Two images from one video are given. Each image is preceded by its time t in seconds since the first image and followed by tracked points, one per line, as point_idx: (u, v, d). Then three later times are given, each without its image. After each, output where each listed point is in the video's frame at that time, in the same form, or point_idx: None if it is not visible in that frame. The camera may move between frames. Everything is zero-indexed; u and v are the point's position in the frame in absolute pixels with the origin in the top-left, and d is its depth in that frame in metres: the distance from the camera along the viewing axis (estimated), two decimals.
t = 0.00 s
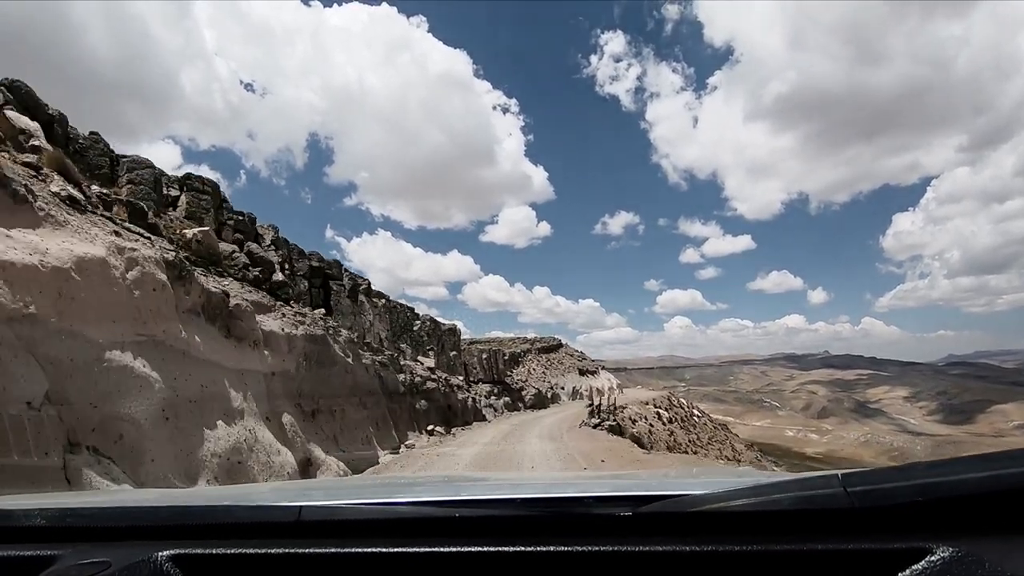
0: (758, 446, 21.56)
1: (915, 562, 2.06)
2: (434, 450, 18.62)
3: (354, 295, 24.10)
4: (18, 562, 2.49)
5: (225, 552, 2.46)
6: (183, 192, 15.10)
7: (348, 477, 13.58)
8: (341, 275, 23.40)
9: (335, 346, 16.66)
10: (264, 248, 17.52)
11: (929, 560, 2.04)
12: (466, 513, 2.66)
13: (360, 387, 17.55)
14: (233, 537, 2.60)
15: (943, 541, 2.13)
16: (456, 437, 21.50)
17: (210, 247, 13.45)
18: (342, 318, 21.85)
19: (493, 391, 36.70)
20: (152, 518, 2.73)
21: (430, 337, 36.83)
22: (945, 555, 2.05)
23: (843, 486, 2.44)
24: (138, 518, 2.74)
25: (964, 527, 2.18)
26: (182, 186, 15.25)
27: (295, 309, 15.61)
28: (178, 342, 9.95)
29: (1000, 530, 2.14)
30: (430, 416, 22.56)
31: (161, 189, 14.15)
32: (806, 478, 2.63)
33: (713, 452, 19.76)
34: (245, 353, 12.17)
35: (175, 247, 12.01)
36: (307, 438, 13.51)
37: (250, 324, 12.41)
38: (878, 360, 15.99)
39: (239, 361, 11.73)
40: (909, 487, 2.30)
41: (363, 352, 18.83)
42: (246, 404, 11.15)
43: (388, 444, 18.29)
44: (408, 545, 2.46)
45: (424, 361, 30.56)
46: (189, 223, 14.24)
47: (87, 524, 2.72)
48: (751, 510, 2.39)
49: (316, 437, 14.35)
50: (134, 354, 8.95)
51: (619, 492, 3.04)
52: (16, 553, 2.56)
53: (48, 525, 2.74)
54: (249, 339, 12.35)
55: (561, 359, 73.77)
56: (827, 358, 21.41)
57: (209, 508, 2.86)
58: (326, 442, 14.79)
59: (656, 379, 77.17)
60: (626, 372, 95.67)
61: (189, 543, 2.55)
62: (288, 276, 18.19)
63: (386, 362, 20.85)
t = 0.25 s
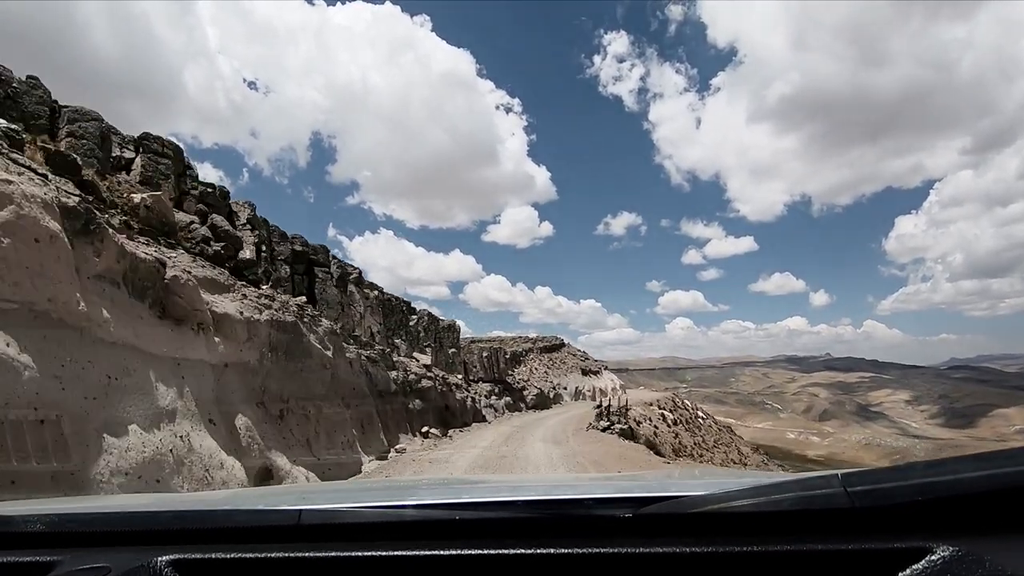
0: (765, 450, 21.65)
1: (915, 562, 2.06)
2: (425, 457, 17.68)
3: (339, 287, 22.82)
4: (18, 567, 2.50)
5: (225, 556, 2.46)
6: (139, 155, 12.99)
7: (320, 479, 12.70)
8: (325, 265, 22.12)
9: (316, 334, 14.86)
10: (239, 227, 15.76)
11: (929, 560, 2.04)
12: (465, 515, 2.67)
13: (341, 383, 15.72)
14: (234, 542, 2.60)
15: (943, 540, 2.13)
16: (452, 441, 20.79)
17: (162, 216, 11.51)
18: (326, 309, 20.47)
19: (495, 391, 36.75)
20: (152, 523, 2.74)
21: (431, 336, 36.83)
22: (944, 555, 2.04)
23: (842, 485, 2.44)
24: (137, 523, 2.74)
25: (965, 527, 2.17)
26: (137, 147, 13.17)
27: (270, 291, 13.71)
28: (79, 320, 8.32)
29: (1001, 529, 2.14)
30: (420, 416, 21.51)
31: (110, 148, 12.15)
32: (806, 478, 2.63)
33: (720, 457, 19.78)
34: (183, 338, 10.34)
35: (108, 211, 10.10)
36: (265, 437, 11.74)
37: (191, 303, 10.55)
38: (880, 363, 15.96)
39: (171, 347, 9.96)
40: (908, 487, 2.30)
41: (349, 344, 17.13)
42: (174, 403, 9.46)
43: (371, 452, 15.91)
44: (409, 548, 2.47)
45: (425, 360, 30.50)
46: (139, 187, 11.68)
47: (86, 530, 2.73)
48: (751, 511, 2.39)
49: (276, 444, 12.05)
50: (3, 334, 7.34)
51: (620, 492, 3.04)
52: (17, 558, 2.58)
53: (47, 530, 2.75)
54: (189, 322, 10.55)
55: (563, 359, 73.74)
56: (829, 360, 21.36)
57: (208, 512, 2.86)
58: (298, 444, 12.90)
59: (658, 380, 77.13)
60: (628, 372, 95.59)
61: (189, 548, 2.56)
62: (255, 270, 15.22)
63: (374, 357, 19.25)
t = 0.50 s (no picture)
0: (770, 452, 21.56)
1: (916, 568, 2.06)
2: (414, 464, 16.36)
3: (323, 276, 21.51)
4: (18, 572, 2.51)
5: (226, 561, 2.47)
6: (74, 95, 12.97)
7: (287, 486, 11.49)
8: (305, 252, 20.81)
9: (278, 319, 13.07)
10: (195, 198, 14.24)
11: (930, 564, 2.05)
12: (466, 518, 2.67)
13: (309, 379, 13.82)
14: (234, 546, 2.62)
15: (944, 545, 2.13)
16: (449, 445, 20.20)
17: (92, 162, 10.85)
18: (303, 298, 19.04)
19: (497, 390, 36.68)
20: (153, 527, 2.75)
21: (434, 334, 36.81)
22: (946, 559, 2.04)
23: (844, 489, 2.43)
24: (137, 527, 2.75)
25: (965, 528, 2.18)
26: (76, 87, 13.11)
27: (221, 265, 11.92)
28: None
29: (1003, 530, 2.14)
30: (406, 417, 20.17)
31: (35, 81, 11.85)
32: (807, 481, 2.63)
33: (726, 459, 19.70)
34: (80, 309, 8.47)
35: (9, 143, 9.04)
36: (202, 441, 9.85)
37: (92, 261, 8.63)
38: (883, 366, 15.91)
39: (63, 321, 8.16)
40: (910, 489, 2.29)
41: (327, 334, 15.54)
42: (50, 395, 7.56)
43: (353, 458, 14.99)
44: (409, 553, 2.48)
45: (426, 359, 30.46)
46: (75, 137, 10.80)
47: (88, 534, 2.74)
48: (753, 515, 2.39)
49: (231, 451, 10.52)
50: None
51: (621, 495, 3.04)
52: (20, 563, 2.59)
53: (49, 535, 2.77)
54: (91, 290, 8.66)
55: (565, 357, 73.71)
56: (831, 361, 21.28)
57: (207, 516, 2.87)
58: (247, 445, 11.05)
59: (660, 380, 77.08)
60: (630, 372, 95.50)
61: (189, 553, 2.57)
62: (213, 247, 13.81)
63: (357, 351, 17.77)
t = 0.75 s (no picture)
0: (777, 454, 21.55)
1: (915, 567, 2.06)
2: (398, 471, 14.38)
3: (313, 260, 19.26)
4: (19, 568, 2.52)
5: (226, 557, 2.48)
6: None
7: (239, 485, 9.67)
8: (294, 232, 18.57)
9: (229, 295, 10.75)
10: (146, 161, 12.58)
11: (929, 564, 2.05)
12: (466, 517, 2.68)
13: (275, 371, 11.86)
14: (235, 542, 2.63)
15: (945, 544, 2.13)
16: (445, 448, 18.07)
17: None
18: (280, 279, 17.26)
19: (499, 388, 36.67)
20: (153, 524, 2.76)
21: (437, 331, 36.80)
22: (945, 559, 2.04)
23: (844, 489, 2.43)
24: (137, 523, 2.76)
25: (965, 528, 2.18)
26: None
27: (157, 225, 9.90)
28: None
29: (1000, 530, 2.15)
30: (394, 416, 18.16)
31: None
32: (808, 481, 2.63)
33: (734, 462, 19.69)
34: None
35: None
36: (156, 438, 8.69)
37: None
38: (886, 367, 15.89)
39: None
40: (908, 489, 2.30)
41: (301, 318, 13.50)
42: None
43: (325, 464, 12.79)
44: (408, 550, 2.49)
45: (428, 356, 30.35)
46: (22, 79, 9.96)
47: (89, 529, 2.76)
48: (751, 515, 2.40)
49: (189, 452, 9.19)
50: None
51: (621, 493, 3.05)
52: (20, 559, 2.60)
53: (50, 530, 2.78)
54: None
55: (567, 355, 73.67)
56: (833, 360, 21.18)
57: (207, 512, 2.89)
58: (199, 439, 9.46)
59: (662, 379, 77.05)
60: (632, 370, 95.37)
61: (190, 549, 2.57)
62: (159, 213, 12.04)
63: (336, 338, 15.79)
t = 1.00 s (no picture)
0: (780, 455, 21.54)
1: (916, 565, 2.06)
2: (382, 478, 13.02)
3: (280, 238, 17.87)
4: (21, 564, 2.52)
5: (228, 553, 2.49)
6: None
7: (222, 484, 9.04)
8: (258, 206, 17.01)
9: (147, 255, 8.94)
10: (77, 103, 11.07)
11: (929, 563, 2.05)
12: (467, 513, 2.69)
13: (222, 361, 10.25)
14: (237, 538, 2.64)
15: (945, 542, 2.13)
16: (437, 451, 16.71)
17: None
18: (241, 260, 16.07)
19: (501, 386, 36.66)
20: (154, 520, 2.76)
21: (440, 328, 36.79)
22: (945, 558, 2.04)
23: (844, 488, 2.44)
24: (138, 520, 2.77)
25: (966, 527, 2.18)
26: None
27: (44, 152, 8.16)
28: None
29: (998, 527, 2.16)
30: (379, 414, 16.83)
31: None
32: (808, 479, 2.63)
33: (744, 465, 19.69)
34: None
35: None
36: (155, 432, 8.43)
37: None
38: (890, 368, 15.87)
39: None
40: (909, 488, 2.31)
41: (258, 299, 11.88)
42: None
43: (290, 472, 11.22)
44: (408, 546, 2.49)
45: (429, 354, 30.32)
46: None
47: (90, 525, 2.76)
48: (751, 512, 2.40)
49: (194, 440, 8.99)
50: None
51: (621, 491, 3.05)
52: (21, 554, 2.60)
53: (51, 527, 2.78)
54: None
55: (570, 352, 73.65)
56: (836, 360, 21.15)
57: (208, 508, 2.90)
58: (185, 426, 8.95)
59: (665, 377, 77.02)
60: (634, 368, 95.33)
61: (192, 544, 2.58)
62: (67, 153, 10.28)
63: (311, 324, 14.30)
